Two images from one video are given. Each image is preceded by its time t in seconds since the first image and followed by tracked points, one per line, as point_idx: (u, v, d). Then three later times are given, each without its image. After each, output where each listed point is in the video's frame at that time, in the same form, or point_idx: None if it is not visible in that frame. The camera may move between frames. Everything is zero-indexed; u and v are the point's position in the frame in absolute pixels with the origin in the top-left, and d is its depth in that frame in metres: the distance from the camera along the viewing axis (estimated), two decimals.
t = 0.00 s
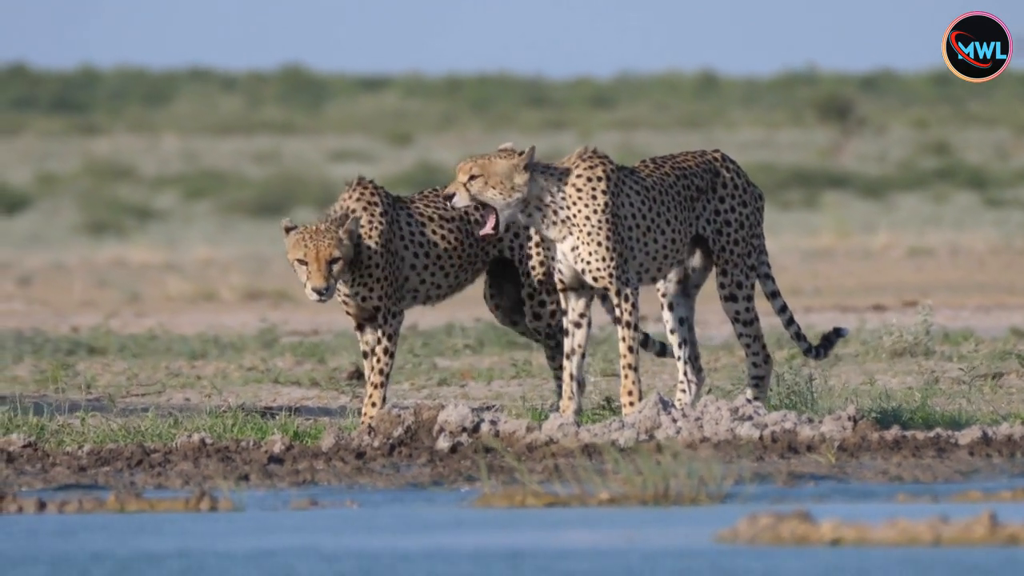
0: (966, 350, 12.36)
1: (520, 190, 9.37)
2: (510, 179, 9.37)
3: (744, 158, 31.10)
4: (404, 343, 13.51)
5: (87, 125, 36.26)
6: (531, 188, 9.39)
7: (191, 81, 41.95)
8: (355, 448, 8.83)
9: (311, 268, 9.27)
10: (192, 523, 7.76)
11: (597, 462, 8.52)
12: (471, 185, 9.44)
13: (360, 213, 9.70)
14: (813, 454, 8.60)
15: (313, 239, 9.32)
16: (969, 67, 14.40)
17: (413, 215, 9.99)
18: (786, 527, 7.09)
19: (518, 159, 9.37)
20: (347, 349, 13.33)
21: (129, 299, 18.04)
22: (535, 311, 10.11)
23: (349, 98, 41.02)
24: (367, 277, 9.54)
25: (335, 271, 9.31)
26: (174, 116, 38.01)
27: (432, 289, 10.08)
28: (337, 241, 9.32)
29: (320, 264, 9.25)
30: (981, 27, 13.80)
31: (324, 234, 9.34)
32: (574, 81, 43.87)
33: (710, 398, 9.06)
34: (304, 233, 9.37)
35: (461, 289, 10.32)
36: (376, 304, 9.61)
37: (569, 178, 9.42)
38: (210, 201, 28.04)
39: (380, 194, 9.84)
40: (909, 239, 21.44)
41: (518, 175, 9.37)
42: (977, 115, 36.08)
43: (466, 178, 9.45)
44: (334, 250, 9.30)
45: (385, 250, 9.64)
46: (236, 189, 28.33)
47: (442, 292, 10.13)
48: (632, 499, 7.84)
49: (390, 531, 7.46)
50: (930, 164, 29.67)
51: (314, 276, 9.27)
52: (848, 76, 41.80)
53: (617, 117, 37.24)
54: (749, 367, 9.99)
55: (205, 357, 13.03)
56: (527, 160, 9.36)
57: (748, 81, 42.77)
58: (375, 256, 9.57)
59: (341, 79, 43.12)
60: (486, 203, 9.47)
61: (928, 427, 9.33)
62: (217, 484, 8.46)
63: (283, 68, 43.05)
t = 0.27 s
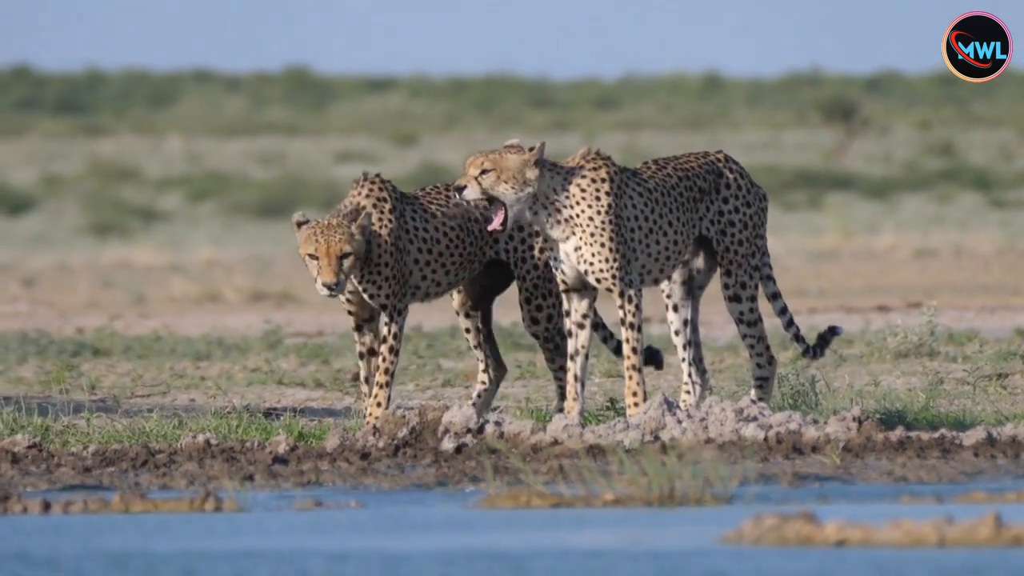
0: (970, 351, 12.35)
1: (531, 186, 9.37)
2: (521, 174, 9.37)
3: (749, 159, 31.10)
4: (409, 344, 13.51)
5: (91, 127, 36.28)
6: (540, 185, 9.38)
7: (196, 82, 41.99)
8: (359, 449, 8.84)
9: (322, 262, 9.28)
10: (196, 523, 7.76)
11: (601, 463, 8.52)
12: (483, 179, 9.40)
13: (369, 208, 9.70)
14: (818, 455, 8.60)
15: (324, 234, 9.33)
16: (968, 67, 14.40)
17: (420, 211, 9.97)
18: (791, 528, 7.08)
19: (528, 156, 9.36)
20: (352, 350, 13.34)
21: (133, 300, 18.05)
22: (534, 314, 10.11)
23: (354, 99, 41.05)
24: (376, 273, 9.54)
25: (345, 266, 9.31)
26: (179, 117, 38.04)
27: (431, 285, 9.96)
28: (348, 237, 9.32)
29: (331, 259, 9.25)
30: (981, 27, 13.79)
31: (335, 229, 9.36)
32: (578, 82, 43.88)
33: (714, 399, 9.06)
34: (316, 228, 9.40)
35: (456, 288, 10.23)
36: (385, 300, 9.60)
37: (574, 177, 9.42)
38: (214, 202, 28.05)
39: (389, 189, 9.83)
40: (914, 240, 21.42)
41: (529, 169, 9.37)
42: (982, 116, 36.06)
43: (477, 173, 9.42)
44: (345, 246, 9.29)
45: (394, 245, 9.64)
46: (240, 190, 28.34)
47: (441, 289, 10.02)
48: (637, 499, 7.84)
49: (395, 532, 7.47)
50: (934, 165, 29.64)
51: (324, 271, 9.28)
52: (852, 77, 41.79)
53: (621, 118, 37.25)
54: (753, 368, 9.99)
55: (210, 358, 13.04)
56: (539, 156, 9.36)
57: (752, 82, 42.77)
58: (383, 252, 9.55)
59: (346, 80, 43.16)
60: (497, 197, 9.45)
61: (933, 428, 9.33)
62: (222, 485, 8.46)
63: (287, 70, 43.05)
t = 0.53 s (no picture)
0: (975, 352, 12.34)
1: (534, 184, 9.35)
2: (525, 173, 9.34)
3: (753, 160, 31.11)
4: (412, 345, 13.52)
5: (95, 128, 36.30)
6: (545, 182, 9.37)
7: (200, 84, 42.04)
8: (363, 450, 8.84)
9: (319, 264, 9.24)
10: (200, 525, 7.76)
11: (605, 464, 8.52)
12: (486, 175, 9.35)
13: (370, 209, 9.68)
14: (821, 456, 8.60)
15: (322, 236, 9.28)
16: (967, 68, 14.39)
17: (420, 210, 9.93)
18: (794, 529, 7.08)
19: (530, 154, 9.35)
20: (355, 351, 13.34)
21: (136, 301, 18.06)
22: (522, 319, 10.14)
23: (357, 100, 41.08)
24: (377, 275, 9.49)
25: (343, 269, 9.26)
26: (182, 117, 38.08)
27: (425, 283, 9.89)
28: (345, 239, 9.27)
29: (328, 261, 9.21)
30: (981, 28, 13.79)
31: (333, 231, 9.30)
32: (582, 83, 43.89)
33: (717, 400, 9.06)
34: (314, 230, 9.35)
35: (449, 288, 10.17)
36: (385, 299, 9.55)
37: (576, 178, 9.42)
38: (218, 203, 28.07)
39: (389, 190, 9.80)
40: (918, 241, 21.41)
41: (533, 168, 9.35)
42: (985, 118, 36.06)
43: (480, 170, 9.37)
44: (342, 248, 9.24)
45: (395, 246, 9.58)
46: (244, 191, 28.36)
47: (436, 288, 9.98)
48: (640, 501, 7.84)
49: (399, 533, 7.47)
50: (938, 166, 29.63)
51: (321, 273, 9.24)
52: (856, 78, 41.80)
53: (624, 119, 37.27)
54: (755, 369, 9.98)
55: (213, 360, 13.05)
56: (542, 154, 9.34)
57: (756, 83, 42.76)
58: (380, 253, 9.49)
59: (350, 81, 43.19)
60: (499, 194, 9.40)
61: (936, 430, 9.32)
62: (225, 486, 8.47)
63: (290, 71, 43.08)
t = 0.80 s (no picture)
0: (976, 354, 12.34)
1: (528, 182, 9.39)
2: (517, 171, 9.39)
3: (755, 161, 31.11)
4: (413, 346, 13.52)
5: (96, 129, 36.29)
6: (541, 182, 9.41)
7: (202, 85, 42.06)
8: (364, 452, 8.85)
9: (309, 272, 9.14)
10: (201, 526, 7.77)
11: (606, 465, 8.52)
12: (476, 176, 9.43)
13: (360, 214, 9.54)
14: (822, 457, 8.59)
15: (313, 242, 9.18)
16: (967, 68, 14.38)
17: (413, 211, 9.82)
18: (795, 531, 7.08)
19: (525, 152, 9.39)
20: (357, 353, 13.34)
21: (137, 303, 18.06)
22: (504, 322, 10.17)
23: (358, 101, 41.10)
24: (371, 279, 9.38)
25: (334, 275, 9.16)
26: (183, 119, 38.09)
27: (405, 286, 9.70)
28: (336, 245, 9.17)
29: (319, 269, 9.11)
30: (981, 27, 13.79)
31: (324, 237, 9.21)
32: (583, 85, 43.90)
33: (718, 402, 9.07)
34: (305, 237, 9.24)
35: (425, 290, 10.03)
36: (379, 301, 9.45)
37: (575, 180, 9.43)
38: (219, 205, 28.07)
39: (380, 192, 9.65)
40: (919, 243, 21.41)
41: (526, 167, 9.38)
42: (987, 119, 36.07)
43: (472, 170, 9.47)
44: (333, 255, 9.15)
45: (389, 248, 9.46)
46: (245, 193, 28.36)
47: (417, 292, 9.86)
48: (641, 502, 7.85)
49: (400, 535, 7.46)
50: (940, 167, 29.64)
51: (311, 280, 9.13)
52: (857, 79, 41.81)
53: (626, 121, 37.27)
54: (754, 370, 9.97)
55: (214, 361, 13.05)
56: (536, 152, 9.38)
57: (757, 85, 42.76)
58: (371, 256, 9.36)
59: (352, 83, 43.20)
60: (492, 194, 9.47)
61: (937, 431, 9.32)
62: (226, 488, 8.46)
63: (292, 73, 43.10)
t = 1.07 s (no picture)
0: (976, 355, 12.34)
1: (520, 179, 9.48)
2: (508, 169, 9.49)
3: (755, 162, 31.11)
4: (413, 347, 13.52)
5: (97, 130, 36.30)
6: (535, 179, 9.47)
7: (203, 85, 42.09)
8: (365, 453, 8.85)
9: (302, 278, 9.13)
10: (201, 527, 7.78)
11: (607, 466, 8.52)
12: (471, 175, 9.56)
13: (348, 218, 9.50)
14: (823, 458, 8.60)
15: (305, 249, 9.17)
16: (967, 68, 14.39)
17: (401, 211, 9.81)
18: (796, 531, 7.09)
19: (520, 148, 9.48)
20: (358, 354, 13.34)
21: (138, 303, 18.06)
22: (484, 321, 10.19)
23: (358, 102, 41.11)
24: (364, 283, 9.36)
25: (327, 282, 9.15)
26: (184, 119, 38.10)
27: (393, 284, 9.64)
28: (329, 252, 9.15)
29: (312, 276, 9.09)
30: (981, 27, 13.80)
31: (317, 243, 9.19)
32: (584, 86, 43.93)
33: (719, 403, 9.07)
34: (296, 243, 9.22)
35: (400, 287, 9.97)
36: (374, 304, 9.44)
37: (575, 179, 9.45)
38: (219, 205, 28.07)
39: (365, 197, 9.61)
40: (920, 243, 21.41)
41: (518, 164, 9.48)
42: (988, 121, 36.08)
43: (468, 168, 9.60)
44: (327, 261, 9.13)
45: (378, 252, 9.43)
46: (245, 193, 28.36)
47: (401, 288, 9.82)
48: (641, 502, 7.85)
49: (399, 535, 7.47)
50: (941, 168, 29.63)
51: (305, 286, 9.12)
52: (858, 80, 41.83)
53: (626, 121, 37.28)
54: (755, 372, 9.96)
55: (214, 362, 13.06)
56: (530, 148, 9.47)
57: (758, 86, 42.78)
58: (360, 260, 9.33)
59: (352, 83, 43.22)
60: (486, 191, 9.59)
61: (937, 432, 9.32)
62: (227, 488, 8.47)
63: (292, 73, 43.13)
